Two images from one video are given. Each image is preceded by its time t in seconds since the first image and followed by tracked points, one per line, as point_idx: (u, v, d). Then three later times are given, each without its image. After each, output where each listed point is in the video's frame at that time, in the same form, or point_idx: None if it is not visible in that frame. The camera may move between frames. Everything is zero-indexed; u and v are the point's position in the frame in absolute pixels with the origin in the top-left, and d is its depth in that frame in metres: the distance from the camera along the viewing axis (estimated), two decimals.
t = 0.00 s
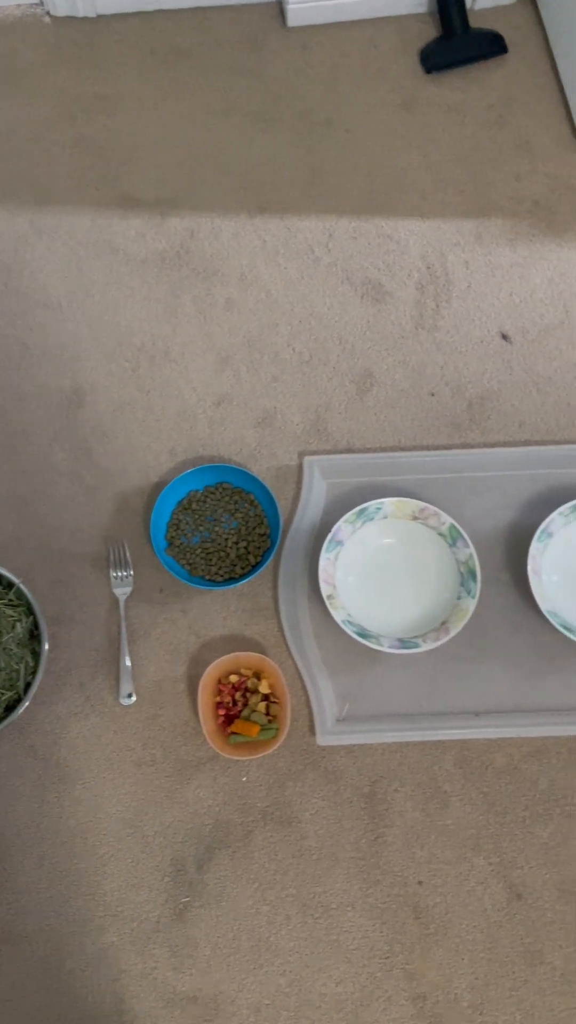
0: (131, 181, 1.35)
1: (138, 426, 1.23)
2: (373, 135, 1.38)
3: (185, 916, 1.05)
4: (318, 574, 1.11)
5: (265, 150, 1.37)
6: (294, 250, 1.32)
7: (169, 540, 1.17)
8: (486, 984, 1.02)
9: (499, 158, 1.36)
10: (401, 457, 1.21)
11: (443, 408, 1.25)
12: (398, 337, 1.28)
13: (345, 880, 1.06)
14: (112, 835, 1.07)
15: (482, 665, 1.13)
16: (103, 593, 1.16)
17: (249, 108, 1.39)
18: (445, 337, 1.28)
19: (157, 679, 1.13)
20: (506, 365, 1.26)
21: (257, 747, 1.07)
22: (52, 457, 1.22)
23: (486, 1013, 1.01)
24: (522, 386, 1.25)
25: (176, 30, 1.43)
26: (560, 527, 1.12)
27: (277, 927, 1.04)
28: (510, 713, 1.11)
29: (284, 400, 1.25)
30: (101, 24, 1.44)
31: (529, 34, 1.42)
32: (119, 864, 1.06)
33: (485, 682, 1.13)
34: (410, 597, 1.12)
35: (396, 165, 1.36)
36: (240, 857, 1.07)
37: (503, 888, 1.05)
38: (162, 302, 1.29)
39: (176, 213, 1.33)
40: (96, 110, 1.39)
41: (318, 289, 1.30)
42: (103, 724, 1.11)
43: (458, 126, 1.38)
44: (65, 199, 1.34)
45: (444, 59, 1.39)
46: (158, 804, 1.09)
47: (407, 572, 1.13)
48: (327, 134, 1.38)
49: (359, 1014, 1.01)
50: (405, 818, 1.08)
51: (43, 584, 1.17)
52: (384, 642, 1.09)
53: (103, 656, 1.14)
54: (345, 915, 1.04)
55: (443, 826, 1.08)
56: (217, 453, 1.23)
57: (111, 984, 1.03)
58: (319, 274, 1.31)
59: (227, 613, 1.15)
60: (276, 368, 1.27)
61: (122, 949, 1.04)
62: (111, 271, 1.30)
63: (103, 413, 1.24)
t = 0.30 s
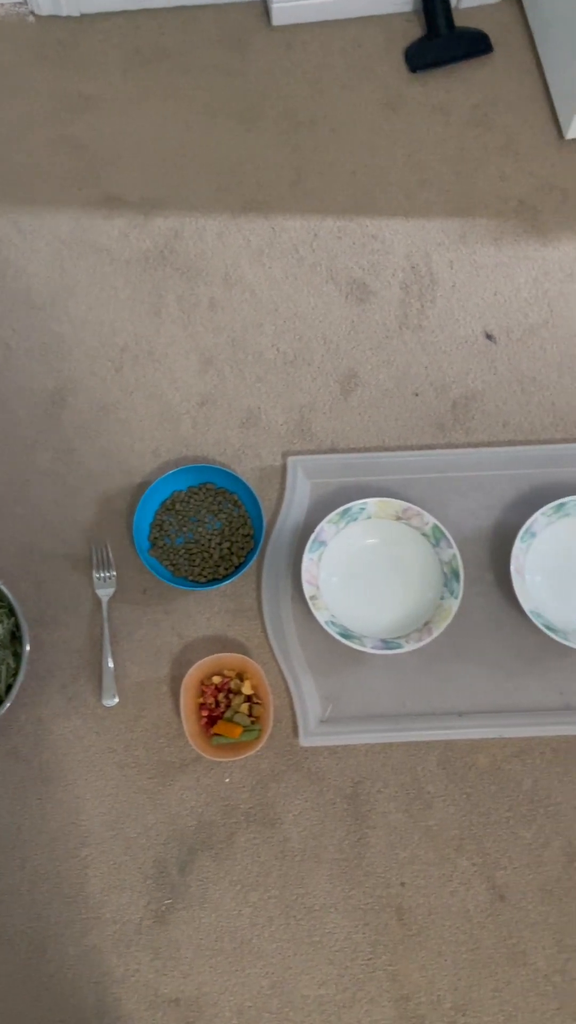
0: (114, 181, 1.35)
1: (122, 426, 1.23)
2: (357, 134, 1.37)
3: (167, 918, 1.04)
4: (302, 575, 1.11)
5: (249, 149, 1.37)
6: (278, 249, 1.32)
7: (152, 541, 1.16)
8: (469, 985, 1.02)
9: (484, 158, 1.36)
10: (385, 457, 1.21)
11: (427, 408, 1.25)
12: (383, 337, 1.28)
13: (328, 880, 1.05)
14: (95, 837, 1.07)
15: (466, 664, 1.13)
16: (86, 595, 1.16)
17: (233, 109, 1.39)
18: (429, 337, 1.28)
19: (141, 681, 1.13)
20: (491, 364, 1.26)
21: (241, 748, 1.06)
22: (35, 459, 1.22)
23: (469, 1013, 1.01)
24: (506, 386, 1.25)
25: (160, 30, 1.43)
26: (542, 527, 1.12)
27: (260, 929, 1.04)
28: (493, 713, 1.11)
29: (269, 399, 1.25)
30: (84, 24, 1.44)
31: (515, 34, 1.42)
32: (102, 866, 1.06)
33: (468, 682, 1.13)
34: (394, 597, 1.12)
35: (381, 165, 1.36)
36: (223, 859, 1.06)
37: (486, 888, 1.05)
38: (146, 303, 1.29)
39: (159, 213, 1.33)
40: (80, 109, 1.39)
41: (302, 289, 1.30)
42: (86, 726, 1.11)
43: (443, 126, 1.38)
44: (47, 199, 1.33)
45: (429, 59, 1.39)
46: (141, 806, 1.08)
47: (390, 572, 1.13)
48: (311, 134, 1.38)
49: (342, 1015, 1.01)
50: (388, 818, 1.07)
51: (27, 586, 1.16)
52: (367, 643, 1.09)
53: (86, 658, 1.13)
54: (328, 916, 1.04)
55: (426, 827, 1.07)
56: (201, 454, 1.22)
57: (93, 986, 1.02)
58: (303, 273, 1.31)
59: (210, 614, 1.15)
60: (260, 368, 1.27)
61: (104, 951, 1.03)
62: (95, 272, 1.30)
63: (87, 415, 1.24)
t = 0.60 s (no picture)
0: (94, 181, 1.35)
1: (102, 426, 1.23)
2: (338, 133, 1.37)
3: (145, 920, 1.04)
4: (281, 575, 1.11)
5: (230, 149, 1.37)
6: (259, 249, 1.32)
7: (132, 542, 1.15)
8: (448, 986, 1.01)
9: (465, 157, 1.36)
10: (366, 457, 1.21)
11: (407, 408, 1.24)
12: (363, 337, 1.28)
13: (307, 880, 1.05)
14: (73, 839, 1.07)
15: (445, 665, 1.13)
16: (66, 596, 1.16)
17: (214, 109, 1.39)
18: (410, 337, 1.28)
19: (120, 682, 1.12)
20: (471, 364, 1.26)
21: (219, 749, 1.06)
22: (15, 460, 1.21)
23: (448, 1014, 1.00)
24: (487, 386, 1.25)
25: (141, 30, 1.44)
26: (522, 527, 1.12)
27: (238, 931, 1.03)
28: (472, 713, 1.11)
29: (249, 400, 1.25)
30: (65, 24, 1.44)
31: (496, 33, 1.42)
32: (80, 868, 1.06)
33: (447, 682, 1.12)
34: (373, 597, 1.12)
35: (362, 164, 1.36)
36: (201, 861, 1.06)
37: (465, 888, 1.05)
38: (126, 303, 1.29)
39: (139, 213, 1.33)
40: (61, 109, 1.39)
41: (282, 289, 1.30)
42: (64, 727, 1.10)
43: (424, 125, 1.38)
44: (27, 199, 1.33)
45: (409, 58, 1.39)
46: (120, 808, 1.08)
47: (370, 572, 1.13)
48: (292, 133, 1.38)
49: (320, 1017, 1.00)
50: (367, 819, 1.07)
51: (6, 587, 1.16)
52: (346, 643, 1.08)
53: (65, 660, 1.13)
54: (307, 918, 1.04)
55: (405, 828, 1.07)
56: (181, 455, 1.22)
57: (71, 988, 1.02)
58: (284, 273, 1.31)
59: (190, 615, 1.15)
60: (240, 367, 1.26)
61: (82, 953, 1.03)
62: (75, 272, 1.30)
63: (67, 416, 1.23)
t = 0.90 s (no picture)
0: (77, 181, 1.34)
1: (84, 427, 1.23)
2: (320, 133, 1.37)
3: (127, 922, 1.04)
4: (262, 576, 1.11)
5: (213, 149, 1.37)
6: (241, 250, 1.32)
7: (114, 543, 1.15)
8: (429, 985, 1.02)
9: (448, 157, 1.36)
10: (348, 457, 1.21)
11: (390, 408, 1.24)
12: (346, 337, 1.28)
13: (289, 880, 1.05)
14: (54, 841, 1.06)
15: (427, 664, 1.13)
16: (47, 598, 1.15)
17: (197, 109, 1.39)
18: (393, 337, 1.28)
19: (102, 684, 1.12)
20: (454, 364, 1.26)
21: (201, 751, 1.06)
22: None
23: (429, 1014, 1.01)
24: (469, 386, 1.25)
25: (124, 30, 1.43)
26: (503, 527, 1.13)
27: (220, 932, 1.04)
28: (454, 713, 1.11)
29: (232, 400, 1.25)
30: (48, 24, 1.44)
31: (479, 33, 1.42)
32: (62, 870, 1.06)
33: (429, 682, 1.13)
34: (355, 597, 1.12)
35: (345, 164, 1.36)
36: (183, 862, 1.06)
37: (447, 888, 1.05)
38: (109, 304, 1.29)
39: (122, 213, 1.33)
40: (43, 109, 1.38)
41: (265, 289, 1.30)
42: (46, 730, 1.10)
43: (407, 125, 1.38)
44: (9, 199, 1.33)
45: (392, 59, 1.39)
46: (101, 810, 1.08)
47: (352, 573, 1.13)
48: (275, 132, 1.38)
49: (301, 1017, 1.00)
50: (349, 819, 1.07)
51: None
52: (327, 644, 1.08)
53: (47, 662, 1.13)
54: (288, 918, 1.04)
55: (387, 828, 1.07)
56: (164, 456, 1.22)
57: (52, 989, 1.02)
58: (266, 273, 1.31)
59: (172, 616, 1.15)
60: (223, 368, 1.26)
61: (63, 955, 1.03)
62: (57, 273, 1.30)
63: (49, 418, 1.23)
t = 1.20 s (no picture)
0: (61, 183, 1.34)
1: (68, 430, 1.23)
2: (305, 135, 1.37)
3: (111, 926, 1.04)
4: (245, 579, 1.10)
5: (197, 150, 1.36)
6: (225, 252, 1.31)
7: (97, 546, 1.15)
8: (412, 988, 1.02)
9: (433, 158, 1.36)
10: (332, 459, 1.21)
11: (374, 410, 1.24)
12: (331, 339, 1.28)
13: (272, 883, 1.05)
14: (38, 845, 1.06)
15: (411, 666, 1.13)
16: (31, 602, 1.15)
17: (181, 111, 1.39)
18: (377, 339, 1.28)
19: (85, 687, 1.12)
20: (438, 365, 1.27)
21: (184, 754, 1.06)
22: None
23: (412, 1016, 1.01)
24: (453, 387, 1.25)
25: (108, 32, 1.43)
26: (486, 528, 1.13)
27: (204, 936, 1.04)
28: (438, 715, 1.11)
29: (216, 403, 1.25)
30: (32, 25, 1.44)
31: (464, 34, 1.42)
32: (45, 874, 1.06)
33: (413, 684, 1.13)
34: (338, 599, 1.12)
35: (329, 166, 1.36)
36: (167, 866, 1.06)
37: (430, 890, 1.05)
38: (93, 307, 1.29)
39: (106, 215, 1.33)
40: (27, 111, 1.38)
41: (250, 291, 1.30)
42: (30, 733, 1.10)
43: (391, 126, 1.38)
44: None
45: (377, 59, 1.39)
46: (85, 813, 1.08)
47: (335, 575, 1.13)
48: (259, 134, 1.37)
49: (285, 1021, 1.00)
50: (333, 822, 1.07)
51: None
52: (310, 646, 1.08)
53: (31, 665, 1.13)
54: (272, 921, 1.04)
55: (371, 830, 1.07)
56: (148, 459, 1.22)
57: (35, 993, 1.02)
58: (251, 275, 1.31)
59: (156, 619, 1.15)
60: (207, 370, 1.26)
61: (47, 959, 1.03)
62: (40, 275, 1.29)
63: (33, 421, 1.23)
